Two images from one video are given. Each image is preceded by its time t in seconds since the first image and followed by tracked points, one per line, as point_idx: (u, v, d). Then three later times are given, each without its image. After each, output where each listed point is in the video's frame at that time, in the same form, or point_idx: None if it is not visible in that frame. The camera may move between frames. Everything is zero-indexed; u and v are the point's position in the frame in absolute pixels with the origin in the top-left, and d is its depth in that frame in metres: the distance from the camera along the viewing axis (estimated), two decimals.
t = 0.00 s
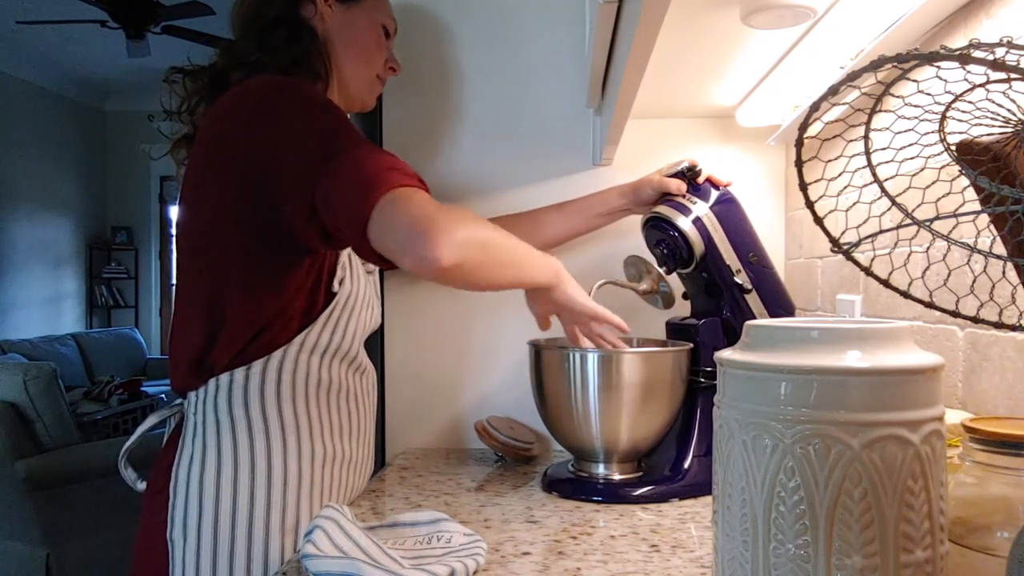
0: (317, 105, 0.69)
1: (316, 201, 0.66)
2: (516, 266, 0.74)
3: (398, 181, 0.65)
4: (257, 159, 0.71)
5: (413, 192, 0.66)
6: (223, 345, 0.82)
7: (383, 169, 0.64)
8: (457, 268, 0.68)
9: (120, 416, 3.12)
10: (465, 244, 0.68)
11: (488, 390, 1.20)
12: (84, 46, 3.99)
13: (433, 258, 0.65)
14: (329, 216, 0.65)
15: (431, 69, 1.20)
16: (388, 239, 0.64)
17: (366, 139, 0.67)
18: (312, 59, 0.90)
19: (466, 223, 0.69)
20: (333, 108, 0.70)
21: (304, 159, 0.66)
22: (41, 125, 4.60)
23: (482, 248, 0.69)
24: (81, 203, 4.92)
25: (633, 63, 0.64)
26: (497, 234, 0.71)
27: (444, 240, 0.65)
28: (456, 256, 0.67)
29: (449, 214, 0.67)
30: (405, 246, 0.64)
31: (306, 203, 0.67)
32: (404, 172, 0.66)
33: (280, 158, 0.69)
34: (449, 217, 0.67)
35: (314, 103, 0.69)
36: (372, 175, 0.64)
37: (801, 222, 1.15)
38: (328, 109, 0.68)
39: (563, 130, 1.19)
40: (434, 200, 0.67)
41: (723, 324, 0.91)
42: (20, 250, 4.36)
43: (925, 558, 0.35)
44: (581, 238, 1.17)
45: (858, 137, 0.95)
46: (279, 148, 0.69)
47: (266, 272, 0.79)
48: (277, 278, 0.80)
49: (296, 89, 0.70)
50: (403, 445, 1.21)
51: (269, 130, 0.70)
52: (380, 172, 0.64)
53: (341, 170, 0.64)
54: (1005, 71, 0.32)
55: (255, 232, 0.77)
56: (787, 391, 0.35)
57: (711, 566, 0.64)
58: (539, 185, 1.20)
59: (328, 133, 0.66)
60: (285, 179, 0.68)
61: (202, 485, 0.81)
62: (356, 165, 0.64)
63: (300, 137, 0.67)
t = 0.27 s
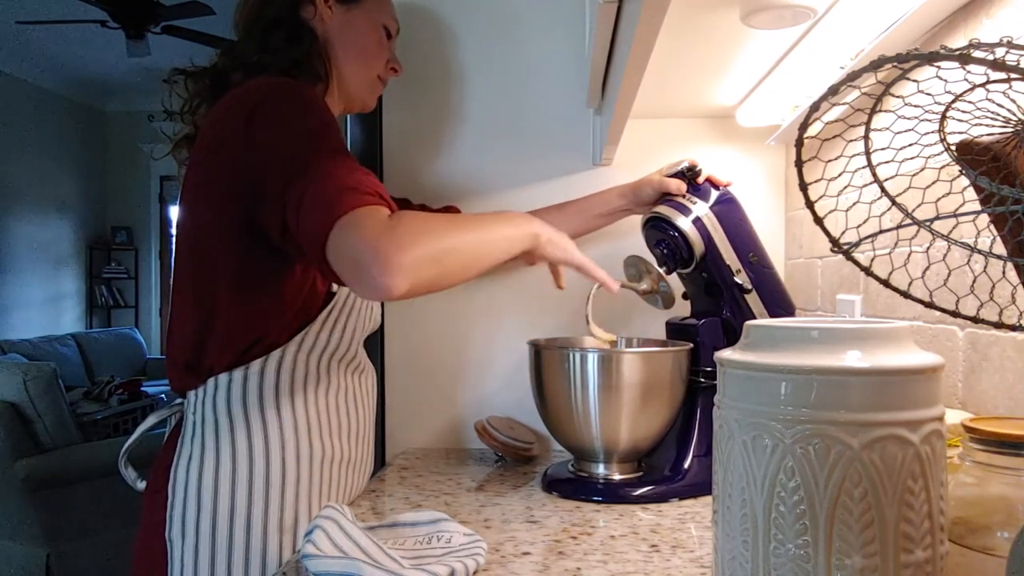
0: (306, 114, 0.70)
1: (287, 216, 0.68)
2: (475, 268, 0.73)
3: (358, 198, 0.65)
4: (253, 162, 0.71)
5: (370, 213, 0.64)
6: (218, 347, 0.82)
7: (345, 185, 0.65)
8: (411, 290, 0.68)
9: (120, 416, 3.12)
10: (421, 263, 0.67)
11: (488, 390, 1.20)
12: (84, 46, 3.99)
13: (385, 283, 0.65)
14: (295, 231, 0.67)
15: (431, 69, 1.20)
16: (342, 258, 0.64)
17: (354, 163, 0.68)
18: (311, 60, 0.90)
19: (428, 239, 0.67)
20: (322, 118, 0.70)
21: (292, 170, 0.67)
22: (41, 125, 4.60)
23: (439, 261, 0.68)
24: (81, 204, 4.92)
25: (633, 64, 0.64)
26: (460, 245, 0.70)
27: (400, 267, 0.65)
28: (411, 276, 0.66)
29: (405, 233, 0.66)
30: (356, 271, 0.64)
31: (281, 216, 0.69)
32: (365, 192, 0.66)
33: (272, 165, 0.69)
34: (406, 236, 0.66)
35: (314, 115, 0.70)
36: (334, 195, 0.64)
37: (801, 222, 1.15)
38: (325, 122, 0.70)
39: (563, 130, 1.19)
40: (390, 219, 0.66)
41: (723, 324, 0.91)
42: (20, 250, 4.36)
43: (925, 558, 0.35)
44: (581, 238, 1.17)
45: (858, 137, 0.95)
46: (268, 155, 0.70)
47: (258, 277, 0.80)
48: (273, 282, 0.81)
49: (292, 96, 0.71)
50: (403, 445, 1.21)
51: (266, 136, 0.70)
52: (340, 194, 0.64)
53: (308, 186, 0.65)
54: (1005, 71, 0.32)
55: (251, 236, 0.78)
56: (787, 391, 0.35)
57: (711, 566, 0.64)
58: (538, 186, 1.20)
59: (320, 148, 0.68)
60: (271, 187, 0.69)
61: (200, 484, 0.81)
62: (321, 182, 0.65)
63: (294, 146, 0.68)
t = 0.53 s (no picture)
0: (307, 119, 0.70)
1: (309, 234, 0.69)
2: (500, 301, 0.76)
3: (389, 225, 0.67)
4: (251, 166, 0.71)
5: (405, 240, 0.68)
6: (214, 347, 0.82)
7: (375, 211, 0.67)
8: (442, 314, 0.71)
9: (120, 416, 3.12)
10: (452, 290, 0.70)
11: (488, 390, 1.20)
12: (84, 46, 3.99)
13: (420, 309, 0.68)
14: (321, 255, 0.68)
15: (431, 69, 1.20)
16: (378, 285, 0.67)
17: (371, 181, 0.70)
18: (306, 60, 0.90)
19: (457, 266, 0.71)
20: (322, 122, 0.71)
21: (302, 182, 0.68)
22: (41, 124, 4.59)
23: (469, 288, 0.72)
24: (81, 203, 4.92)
25: (633, 64, 0.64)
26: (488, 276, 0.74)
27: (434, 292, 0.68)
28: (443, 303, 0.70)
29: (439, 261, 0.69)
30: (393, 296, 0.67)
31: (298, 233, 0.69)
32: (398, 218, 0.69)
33: (273, 171, 0.69)
34: (438, 265, 0.69)
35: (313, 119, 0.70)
36: (366, 220, 0.66)
37: (801, 222, 1.15)
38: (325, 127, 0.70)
39: (562, 130, 1.19)
40: (425, 247, 0.69)
41: (723, 324, 0.91)
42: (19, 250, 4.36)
43: (925, 558, 0.35)
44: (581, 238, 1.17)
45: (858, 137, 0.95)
46: (271, 161, 0.69)
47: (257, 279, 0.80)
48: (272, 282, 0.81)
49: (290, 99, 0.71)
50: (403, 446, 1.21)
51: (264, 140, 0.70)
52: (369, 220, 0.66)
53: (333, 210, 0.66)
54: (1005, 71, 0.32)
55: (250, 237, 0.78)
56: (787, 391, 0.35)
57: (711, 566, 0.64)
58: (538, 186, 1.20)
59: (324, 155, 0.68)
60: (278, 197, 0.69)
61: (196, 484, 0.81)
62: (348, 207, 0.66)
63: (297, 153, 0.68)
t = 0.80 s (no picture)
0: (309, 120, 0.70)
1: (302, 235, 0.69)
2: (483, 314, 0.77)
3: (381, 230, 0.67)
4: (253, 167, 0.72)
5: (393, 246, 0.68)
6: (217, 347, 0.81)
7: (368, 215, 0.67)
8: (422, 324, 0.71)
9: (120, 416, 3.12)
10: (434, 300, 0.70)
11: (488, 390, 1.20)
12: (84, 46, 3.99)
13: (400, 317, 0.69)
14: (311, 255, 0.68)
15: (431, 69, 1.20)
16: (360, 289, 0.67)
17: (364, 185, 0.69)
18: (309, 61, 0.90)
19: (441, 277, 0.71)
20: (324, 124, 0.71)
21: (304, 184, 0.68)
22: (41, 125, 4.59)
23: (450, 300, 0.72)
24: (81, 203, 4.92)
25: (633, 64, 0.64)
26: (472, 289, 0.74)
27: (416, 301, 0.69)
28: (424, 313, 0.70)
29: (424, 269, 0.70)
30: (376, 301, 0.67)
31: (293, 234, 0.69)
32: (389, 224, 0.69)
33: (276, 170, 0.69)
34: (423, 275, 0.69)
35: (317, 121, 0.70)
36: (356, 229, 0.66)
37: (801, 222, 1.15)
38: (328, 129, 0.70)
39: (562, 130, 1.19)
40: (412, 254, 0.69)
41: (723, 324, 0.91)
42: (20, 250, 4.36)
43: (925, 558, 0.35)
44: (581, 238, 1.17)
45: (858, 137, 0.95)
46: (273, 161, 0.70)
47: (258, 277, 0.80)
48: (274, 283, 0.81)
49: (292, 100, 0.71)
50: (403, 446, 1.21)
51: (266, 140, 0.70)
52: (361, 225, 0.66)
53: (325, 213, 0.66)
54: (1005, 71, 0.32)
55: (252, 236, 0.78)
56: (787, 391, 0.35)
57: (711, 566, 0.64)
58: (538, 186, 1.20)
59: (323, 157, 0.68)
60: (278, 196, 0.69)
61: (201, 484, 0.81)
62: (341, 211, 0.66)
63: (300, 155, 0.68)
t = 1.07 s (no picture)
0: (311, 115, 0.70)
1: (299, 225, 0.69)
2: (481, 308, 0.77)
3: (381, 215, 0.67)
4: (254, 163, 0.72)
5: (395, 230, 0.68)
6: (218, 346, 0.82)
7: (367, 200, 0.67)
8: (420, 309, 0.71)
9: (120, 416, 3.12)
10: (433, 286, 0.71)
11: (489, 390, 1.20)
12: (84, 46, 3.99)
13: (400, 299, 0.68)
14: (309, 242, 0.68)
15: (432, 69, 1.20)
16: (360, 271, 0.67)
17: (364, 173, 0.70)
18: (314, 61, 0.90)
19: (439, 264, 0.71)
20: (326, 119, 0.71)
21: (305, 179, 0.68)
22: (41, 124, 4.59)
23: (449, 288, 0.72)
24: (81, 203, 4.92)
25: (633, 64, 0.64)
26: (469, 277, 0.74)
27: (414, 284, 0.68)
28: (424, 297, 0.70)
29: (425, 255, 0.70)
30: (376, 284, 0.67)
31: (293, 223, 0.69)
32: (390, 209, 0.69)
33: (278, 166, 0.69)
34: (422, 260, 0.69)
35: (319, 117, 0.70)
36: (352, 210, 0.66)
37: (801, 222, 1.15)
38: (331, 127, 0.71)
39: (563, 130, 1.19)
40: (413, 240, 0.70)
41: (723, 324, 0.91)
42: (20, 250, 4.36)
43: (925, 558, 0.35)
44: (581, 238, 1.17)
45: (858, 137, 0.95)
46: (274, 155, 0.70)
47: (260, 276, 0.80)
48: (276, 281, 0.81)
49: (294, 96, 0.72)
50: (403, 445, 1.21)
51: (268, 134, 0.70)
52: (361, 210, 0.66)
53: (325, 198, 0.66)
54: (1005, 71, 0.32)
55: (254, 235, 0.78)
56: (787, 391, 0.35)
57: (711, 566, 0.64)
58: (537, 186, 1.20)
59: (325, 147, 0.68)
60: (280, 190, 0.69)
61: (201, 484, 0.81)
62: (341, 196, 0.66)
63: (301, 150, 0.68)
